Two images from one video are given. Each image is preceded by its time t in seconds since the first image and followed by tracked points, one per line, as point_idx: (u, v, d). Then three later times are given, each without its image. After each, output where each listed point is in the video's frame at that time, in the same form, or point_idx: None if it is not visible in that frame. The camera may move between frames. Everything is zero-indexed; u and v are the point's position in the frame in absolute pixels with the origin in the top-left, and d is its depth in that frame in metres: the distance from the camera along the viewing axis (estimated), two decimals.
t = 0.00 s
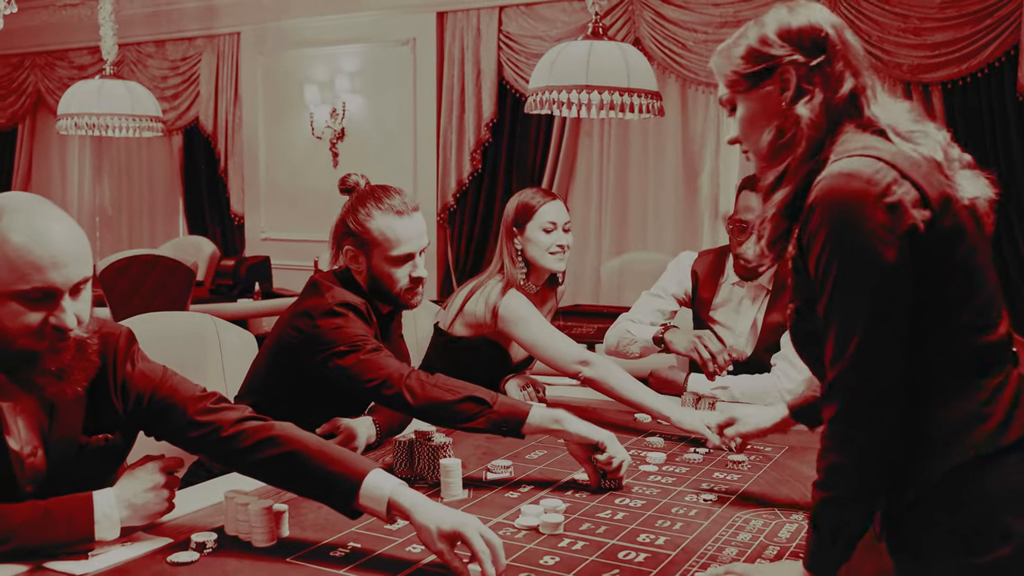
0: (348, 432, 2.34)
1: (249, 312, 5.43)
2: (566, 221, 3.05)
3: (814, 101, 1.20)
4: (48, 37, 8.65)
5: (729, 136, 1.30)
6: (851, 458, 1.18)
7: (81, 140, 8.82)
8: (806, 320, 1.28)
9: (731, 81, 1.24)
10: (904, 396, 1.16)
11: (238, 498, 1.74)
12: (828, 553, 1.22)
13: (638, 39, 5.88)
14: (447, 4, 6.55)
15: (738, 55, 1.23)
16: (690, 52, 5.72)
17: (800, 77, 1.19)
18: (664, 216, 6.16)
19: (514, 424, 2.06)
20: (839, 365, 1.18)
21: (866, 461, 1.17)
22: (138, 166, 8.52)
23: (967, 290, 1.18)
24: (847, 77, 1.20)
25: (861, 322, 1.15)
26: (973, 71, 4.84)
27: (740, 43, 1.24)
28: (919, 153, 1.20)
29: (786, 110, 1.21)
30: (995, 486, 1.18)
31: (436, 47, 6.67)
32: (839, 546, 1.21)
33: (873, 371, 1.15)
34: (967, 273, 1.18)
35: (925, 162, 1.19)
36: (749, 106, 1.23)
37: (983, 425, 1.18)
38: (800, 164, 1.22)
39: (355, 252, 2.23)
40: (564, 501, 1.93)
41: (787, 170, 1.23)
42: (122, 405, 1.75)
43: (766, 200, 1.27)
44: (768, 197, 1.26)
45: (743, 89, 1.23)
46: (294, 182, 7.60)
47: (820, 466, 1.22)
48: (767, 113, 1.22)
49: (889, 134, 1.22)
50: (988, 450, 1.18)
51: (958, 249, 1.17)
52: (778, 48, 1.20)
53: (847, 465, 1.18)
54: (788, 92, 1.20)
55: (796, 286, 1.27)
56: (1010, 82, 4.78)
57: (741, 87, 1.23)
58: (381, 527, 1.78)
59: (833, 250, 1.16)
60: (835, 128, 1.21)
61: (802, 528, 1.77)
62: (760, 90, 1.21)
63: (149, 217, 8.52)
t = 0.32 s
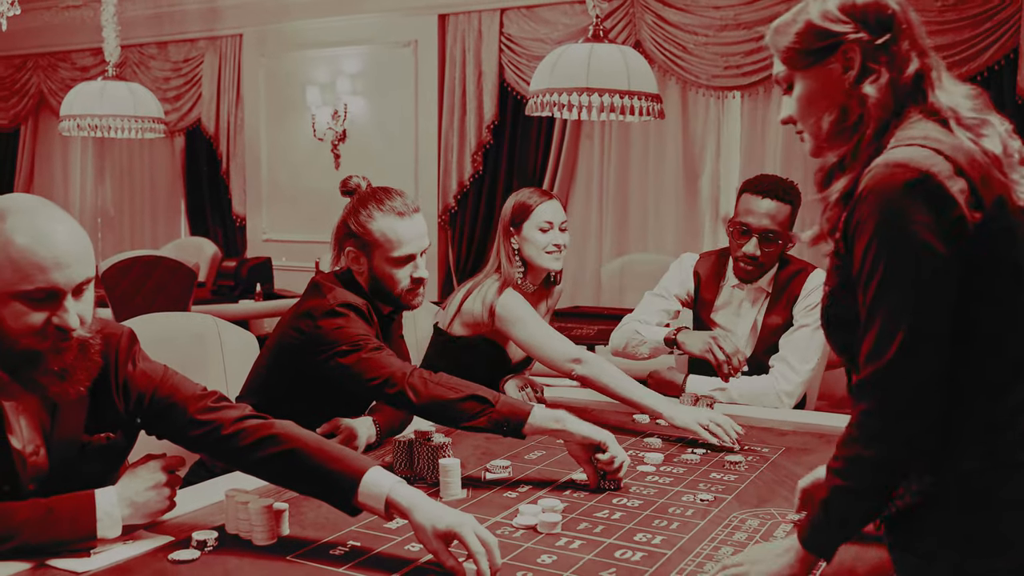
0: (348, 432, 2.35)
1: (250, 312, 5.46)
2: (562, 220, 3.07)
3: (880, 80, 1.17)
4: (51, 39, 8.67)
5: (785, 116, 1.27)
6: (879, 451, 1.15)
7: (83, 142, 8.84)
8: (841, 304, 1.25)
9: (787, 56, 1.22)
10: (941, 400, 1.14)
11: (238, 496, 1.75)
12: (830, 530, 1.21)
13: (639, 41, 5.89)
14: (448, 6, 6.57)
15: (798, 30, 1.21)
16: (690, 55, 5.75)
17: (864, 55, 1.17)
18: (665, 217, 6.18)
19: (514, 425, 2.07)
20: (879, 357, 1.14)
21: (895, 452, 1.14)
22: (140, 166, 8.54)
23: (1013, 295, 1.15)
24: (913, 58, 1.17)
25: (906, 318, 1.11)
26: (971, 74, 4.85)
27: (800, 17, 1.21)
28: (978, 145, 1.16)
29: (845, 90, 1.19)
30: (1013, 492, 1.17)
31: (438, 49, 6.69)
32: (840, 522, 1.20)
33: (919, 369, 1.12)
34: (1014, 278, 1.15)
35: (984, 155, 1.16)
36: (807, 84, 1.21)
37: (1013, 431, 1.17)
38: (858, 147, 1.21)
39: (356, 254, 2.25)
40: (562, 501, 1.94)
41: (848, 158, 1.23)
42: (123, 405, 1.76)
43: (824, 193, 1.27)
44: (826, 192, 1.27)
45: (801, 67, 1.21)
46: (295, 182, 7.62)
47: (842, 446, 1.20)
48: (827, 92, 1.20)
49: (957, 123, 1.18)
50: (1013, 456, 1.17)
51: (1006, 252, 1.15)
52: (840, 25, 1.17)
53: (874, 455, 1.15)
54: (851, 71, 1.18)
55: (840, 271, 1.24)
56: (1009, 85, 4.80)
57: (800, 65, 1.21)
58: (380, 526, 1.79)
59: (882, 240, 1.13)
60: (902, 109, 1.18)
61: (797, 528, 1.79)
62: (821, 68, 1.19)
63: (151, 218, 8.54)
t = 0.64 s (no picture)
0: (347, 430, 2.36)
1: (250, 313, 5.48)
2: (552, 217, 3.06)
3: (944, 74, 1.10)
4: (52, 40, 8.69)
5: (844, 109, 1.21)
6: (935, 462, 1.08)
7: (85, 142, 8.87)
8: (886, 298, 1.19)
9: (841, 49, 1.17)
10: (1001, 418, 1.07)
11: (238, 494, 1.77)
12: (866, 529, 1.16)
13: (639, 44, 5.92)
14: (449, 8, 6.60)
15: (854, 21, 1.15)
16: (690, 57, 5.76)
17: (926, 48, 1.11)
18: (665, 220, 6.20)
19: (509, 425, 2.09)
20: (933, 367, 1.08)
21: (949, 470, 1.08)
22: (141, 167, 8.56)
23: None
24: (980, 52, 1.10)
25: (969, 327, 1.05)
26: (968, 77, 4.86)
27: (856, 8, 1.16)
28: None
29: (904, 85, 1.13)
30: None
31: (438, 52, 6.72)
32: (879, 523, 1.15)
33: (981, 385, 1.05)
34: None
35: None
36: (864, 77, 1.15)
37: None
38: (921, 144, 1.15)
39: (357, 254, 2.27)
40: (559, 500, 1.96)
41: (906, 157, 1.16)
42: (124, 403, 1.78)
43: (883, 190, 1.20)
44: (886, 190, 1.20)
45: (857, 59, 1.15)
46: (296, 183, 7.63)
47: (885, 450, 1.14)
48: (885, 87, 1.14)
49: (1020, 119, 1.13)
50: None
51: None
52: (899, 16, 1.12)
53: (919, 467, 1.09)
54: (912, 64, 1.11)
55: (889, 267, 1.18)
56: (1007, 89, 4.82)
57: (858, 58, 1.15)
58: (378, 525, 1.81)
59: (940, 242, 1.06)
60: (970, 102, 1.11)
61: (791, 527, 1.81)
62: (880, 61, 1.14)
63: (152, 219, 8.56)
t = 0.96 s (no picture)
0: (345, 431, 2.39)
1: (250, 313, 5.51)
2: (537, 213, 3.15)
3: (981, 75, 1.04)
4: (53, 40, 8.71)
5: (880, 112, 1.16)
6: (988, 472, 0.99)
7: (85, 142, 8.89)
8: (916, 299, 1.14)
9: (875, 50, 1.12)
10: None
11: (237, 492, 1.78)
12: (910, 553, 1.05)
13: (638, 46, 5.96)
14: (449, 10, 6.62)
15: (886, 21, 1.11)
16: (689, 59, 5.78)
17: (963, 49, 1.05)
18: (664, 223, 6.21)
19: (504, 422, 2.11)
20: (986, 371, 0.99)
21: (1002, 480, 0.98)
22: (141, 167, 8.59)
23: None
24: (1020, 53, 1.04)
25: None
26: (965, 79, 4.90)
27: (891, 8, 1.11)
28: None
29: (940, 88, 1.07)
30: None
31: (438, 53, 6.74)
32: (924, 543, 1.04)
33: None
34: None
35: None
36: (899, 79, 1.11)
37: None
38: (962, 144, 1.08)
39: (355, 254, 2.28)
40: (556, 499, 1.98)
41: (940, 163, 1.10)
42: (125, 402, 1.80)
43: (919, 194, 1.13)
44: (921, 192, 1.12)
45: (892, 61, 1.11)
46: (297, 185, 7.65)
47: (931, 463, 1.04)
48: (918, 89, 1.09)
49: None
50: None
51: None
52: (933, 16, 1.07)
53: (974, 480, 0.99)
54: (948, 66, 1.06)
55: (923, 268, 1.12)
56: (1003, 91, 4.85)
57: (892, 59, 1.11)
58: (377, 522, 1.82)
59: (993, 241, 0.99)
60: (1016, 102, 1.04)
61: (786, 526, 1.83)
62: (914, 62, 1.09)
63: (152, 219, 8.58)
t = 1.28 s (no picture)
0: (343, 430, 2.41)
1: (250, 314, 5.52)
2: (522, 215, 3.21)
3: (995, 79, 1.04)
4: (54, 41, 8.72)
5: (896, 111, 1.16)
6: (993, 476, 0.99)
7: (86, 142, 8.91)
8: (926, 301, 1.14)
9: (891, 51, 1.12)
10: None
11: (237, 490, 1.80)
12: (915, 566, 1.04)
13: (637, 48, 5.98)
14: (448, 11, 6.64)
15: (904, 23, 1.10)
16: (688, 61, 5.81)
17: (980, 52, 1.05)
18: (663, 225, 6.23)
19: (501, 421, 2.12)
20: (986, 378, 1.00)
21: (1008, 485, 0.99)
22: (141, 168, 8.61)
23: None
24: None
25: None
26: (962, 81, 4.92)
27: (907, 10, 1.10)
28: None
29: (954, 90, 1.07)
30: None
31: (437, 54, 6.75)
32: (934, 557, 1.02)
33: None
34: None
35: None
36: (914, 80, 1.10)
37: None
38: (978, 148, 1.07)
39: (352, 255, 2.30)
40: (552, 498, 1.99)
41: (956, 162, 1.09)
42: (125, 396, 1.82)
43: (934, 198, 1.13)
44: (936, 196, 1.12)
45: (907, 62, 1.10)
46: (297, 186, 7.66)
47: (930, 479, 1.04)
48: (934, 91, 1.09)
49: None
50: None
51: None
52: (950, 19, 1.06)
53: (975, 490, 1.00)
54: (964, 68, 1.06)
55: (935, 272, 1.11)
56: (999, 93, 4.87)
57: (911, 59, 1.10)
58: (375, 520, 1.84)
59: (1009, 247, 0.99)
60: None
61: (781, 524, 1.84)
62: (931, 64, 1.08)
63: (152, 219, 8.60)
